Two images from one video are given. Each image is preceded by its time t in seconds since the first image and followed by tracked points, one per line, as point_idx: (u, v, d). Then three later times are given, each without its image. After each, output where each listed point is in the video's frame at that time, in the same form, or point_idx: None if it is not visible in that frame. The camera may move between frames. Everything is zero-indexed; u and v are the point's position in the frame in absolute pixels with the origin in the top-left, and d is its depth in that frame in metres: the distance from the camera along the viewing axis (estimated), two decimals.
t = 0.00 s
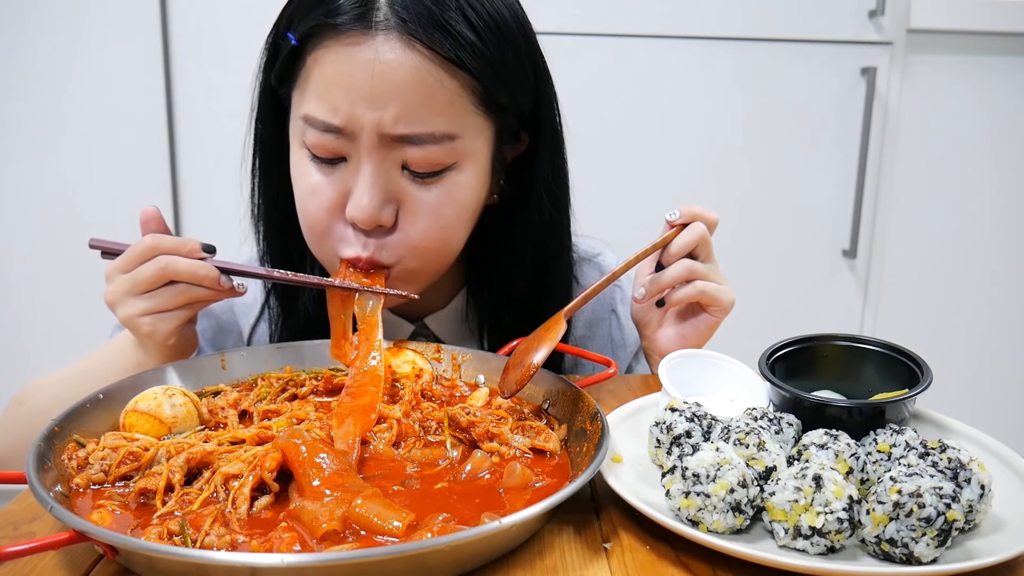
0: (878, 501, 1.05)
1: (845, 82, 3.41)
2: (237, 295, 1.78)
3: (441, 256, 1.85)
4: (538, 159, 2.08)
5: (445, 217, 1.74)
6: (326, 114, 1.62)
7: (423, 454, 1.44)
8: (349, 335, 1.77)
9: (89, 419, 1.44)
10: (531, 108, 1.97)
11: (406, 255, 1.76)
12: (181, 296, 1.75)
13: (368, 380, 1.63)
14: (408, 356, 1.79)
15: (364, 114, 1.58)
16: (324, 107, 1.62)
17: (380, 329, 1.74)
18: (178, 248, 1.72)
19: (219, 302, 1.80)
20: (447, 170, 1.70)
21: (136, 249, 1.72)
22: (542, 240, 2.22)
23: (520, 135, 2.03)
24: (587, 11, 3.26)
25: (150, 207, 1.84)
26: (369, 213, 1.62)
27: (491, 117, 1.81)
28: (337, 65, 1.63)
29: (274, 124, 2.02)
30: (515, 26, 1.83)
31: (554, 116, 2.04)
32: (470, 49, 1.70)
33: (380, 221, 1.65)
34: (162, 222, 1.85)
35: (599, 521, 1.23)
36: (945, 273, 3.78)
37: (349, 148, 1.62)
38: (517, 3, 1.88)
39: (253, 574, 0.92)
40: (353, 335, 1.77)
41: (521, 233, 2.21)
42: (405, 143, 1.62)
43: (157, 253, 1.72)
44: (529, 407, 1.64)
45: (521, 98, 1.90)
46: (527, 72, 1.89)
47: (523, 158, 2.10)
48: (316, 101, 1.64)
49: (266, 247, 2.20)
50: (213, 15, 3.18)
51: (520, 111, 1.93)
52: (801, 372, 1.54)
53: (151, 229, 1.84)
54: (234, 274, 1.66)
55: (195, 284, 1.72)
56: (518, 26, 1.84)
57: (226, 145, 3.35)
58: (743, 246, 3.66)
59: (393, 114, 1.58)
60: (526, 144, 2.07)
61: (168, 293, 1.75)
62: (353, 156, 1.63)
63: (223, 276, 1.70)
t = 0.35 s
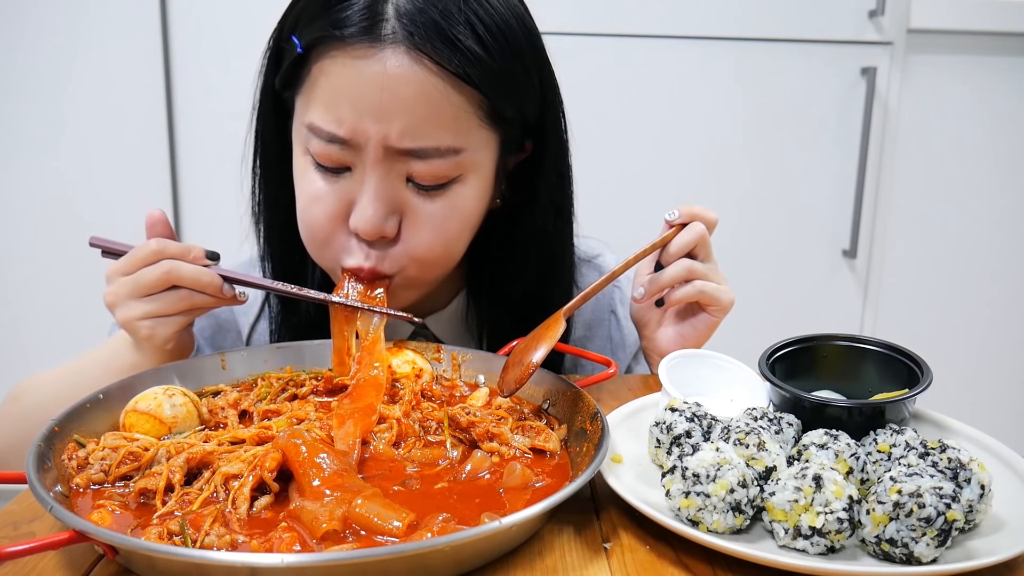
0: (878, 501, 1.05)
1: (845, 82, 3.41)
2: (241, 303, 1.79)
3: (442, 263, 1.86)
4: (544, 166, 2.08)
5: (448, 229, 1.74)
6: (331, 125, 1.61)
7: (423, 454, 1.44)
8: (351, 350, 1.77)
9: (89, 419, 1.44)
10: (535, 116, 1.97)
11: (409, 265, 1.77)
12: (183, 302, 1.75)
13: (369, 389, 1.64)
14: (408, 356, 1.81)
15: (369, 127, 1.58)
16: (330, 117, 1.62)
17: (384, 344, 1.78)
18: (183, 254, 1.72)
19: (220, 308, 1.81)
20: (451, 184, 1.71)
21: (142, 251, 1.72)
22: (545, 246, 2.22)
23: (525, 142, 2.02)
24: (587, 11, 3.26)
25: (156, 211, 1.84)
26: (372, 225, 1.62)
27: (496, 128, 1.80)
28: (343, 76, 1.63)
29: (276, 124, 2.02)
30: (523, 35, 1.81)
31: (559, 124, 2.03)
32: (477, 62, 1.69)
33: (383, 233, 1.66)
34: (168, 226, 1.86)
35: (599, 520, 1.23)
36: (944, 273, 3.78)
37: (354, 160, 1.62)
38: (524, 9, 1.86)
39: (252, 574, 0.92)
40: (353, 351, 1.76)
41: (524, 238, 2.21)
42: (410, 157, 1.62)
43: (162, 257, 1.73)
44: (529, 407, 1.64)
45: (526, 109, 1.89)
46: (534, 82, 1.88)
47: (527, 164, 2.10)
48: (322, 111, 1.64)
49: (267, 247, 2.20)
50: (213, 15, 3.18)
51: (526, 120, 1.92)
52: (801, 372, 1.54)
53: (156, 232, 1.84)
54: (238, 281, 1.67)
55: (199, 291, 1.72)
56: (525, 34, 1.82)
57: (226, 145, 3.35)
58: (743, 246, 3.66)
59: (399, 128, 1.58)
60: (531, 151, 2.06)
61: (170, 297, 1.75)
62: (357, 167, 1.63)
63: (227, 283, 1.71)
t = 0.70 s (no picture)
0: (878, 501, 1.05)
1: (845, 82, 3.41)
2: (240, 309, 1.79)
3: (440, 268, 1.86)
4: (542, 171, 2.08)
5: (446, 236, 1.75)
6: (329, 132, 1.61)
7: (423, 454, 1.44)
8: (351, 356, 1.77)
9: (89, 419, 1.44)
10: (533, 121, 1.97)
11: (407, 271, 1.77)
12: (180, 307, 1.74)
13: (371, 387, 1.64)
14: (408, 356, 1.80)
15: (367, 134, 1.58)
16: (327, 125, 1.62)
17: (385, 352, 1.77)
18: (185, 259, 1.73)
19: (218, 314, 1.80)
20: (449, 191, 1.71)
21: (143, 255, 1.72)
22: (543, 251, 2.22)
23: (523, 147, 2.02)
24: (587, 11, 3.26)
25: (159, 214, 1.84)
26: (371, 233, 1.63)
27: (495, 135, 1.80)
28: (341, 83, 1.62)
29: (271, 129, 2.02)
30: (521, 39, 1.81)
31: (556, 128, 2.03)
32: (475, 69, 1.69)
33: (381, 240, 1.66)
34: (171, 230, 1.85)
35: (599, 520, 1.23)
36: (944, 273, 3.78)
37: (351, 168, 1.62)
38: (521, 13, 1.86)
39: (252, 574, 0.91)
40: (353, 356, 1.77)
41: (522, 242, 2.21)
42: (409, 164, 1.62)
43: (163, 261, 1.73)
44: (529, 407, 1.64)
45: (524, 114, 1.89)
46: (532, 88, 1.88)
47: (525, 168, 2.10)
48: (319, 118, 1.64)
49: (263, 251, 2.20)
50: (213, 15, 3.18)
51: (524, 126, 1.92)
52: (801, 372, 1.54)
53: (158, 236, 1.84)
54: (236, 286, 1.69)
55: (198, 296, 1.72)
56: (522, 39, 1.82)
57: (226, 145, 3.35)
58: (743, 245, 3.66)
59: (397, 136, 1.58)
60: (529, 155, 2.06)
61: (167, 302, 1.74)
62: (355, 174, 1.63)
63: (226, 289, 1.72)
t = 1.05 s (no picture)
0: (878, 501, 1.05)
1: (845, 82, 3.41)
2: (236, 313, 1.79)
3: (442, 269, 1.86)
4: (541, 172, 2.08)
5: (449, 236, 1.75)
6: (330, 133, 1.61)
7: (423, 454, 1.44)
8: (351, 360, 1.77)
9: (89, 419, 1.44)
10: (534, 121, 1.97)
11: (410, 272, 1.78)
12: (178, 312, 1.75)
13: (371, 387, 1.64)
14: (408, 356, 1.79)
15: (369, 134, 1.57)
16: (329, 125, 1.61)
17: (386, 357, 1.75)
18: (182, 263, 1.73)
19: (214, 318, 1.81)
20: (452, 191, 1.71)
21: (139, 259, 1.72)
22: (543, 253, 2.22)
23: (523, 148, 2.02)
24: (587, 11, 3.26)
25: (157, 217, 1.84)
26: (374, 234, 1.62)
27: (497, 135, 1.81)
28: (343, 84, 1.62)
29: (269, 134, 2.02)
30: (520, 38, 1.82)
31: (556, 129, 2.03)
32: (477, 69, 1.69)
33: (385, 241, 1.66)
34: (168, 233, 1.85)
35: (599, 520, 1.23)
36: (944, 273, 3.78)
37: (354, 169, 1.62)
38: (521, 13, 1.86)
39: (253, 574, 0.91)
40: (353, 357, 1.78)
41: (521, 244, 2.21)
42: (412, 165, 1.62)
43: (160, 266, 1.73)
44: (529, 407, 1.64)
45: (526, 114, 1.89)
46: (532, 88, 1.88)
47: (524, 169, 2.10)
48: (320, 119, 1.63)
49: (261, 254, 2.19)
50: (213, 15, 3.18)
51: (524, 126, 1.93)
52: (801, 372, 1.54)
53: (155, 239, 1.84)
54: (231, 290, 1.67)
55: (195, 301, 1.73)
56: (523, 39, 1.83)
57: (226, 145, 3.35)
58: (743, 245, 3.66)
59: (401, 137, 1.58)
60: (529, 156, 2.06)
61: (165, 307, 1.75)
62: (357, 175, 1.63)
63: (223, 294, 1.73)
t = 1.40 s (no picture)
0: (878, 501, 1.05)
1: (845, 82, 3.41)
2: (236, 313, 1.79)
3: (447, 269, 1.86)
4: (544, 171, 2.08)
5: (454, 235, 1.75)
6: (335, 134, 1.61)
7: (423, 454, 1.44)
8: (351, 360, 1.75)
9: (89, 419, 1.44)
10: (538, 121, 1.97)
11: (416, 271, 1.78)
12: (177, 312, 1.75)
13: (371, 387, 1.64)
14: (408, 356, 1.79)
15: (373, 134, 1.57)
16: (333, 126, 1.61)
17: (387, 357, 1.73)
18: (180, 263, 1.73)
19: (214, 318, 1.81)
20: (457, 190, 1.71)
21: (137, 259, 1.72)
22: (545, 254, 2.23)
23: (526, 148, 2.02)
24: (587, 11, 3.26)
25: (157, 217, 1.84)
26: (379, 234, 1.62)
27: (501, 134, 1.81)
28: (346, 84, 1.62)
29: (272, 136, 2.01)
30: (525, 38, 1.82)
31: (559, 129, 2.03)
32: (482, 68, 1.69)
33: (390, 241, 1.66)
34: (168, 233, 1.86)
35: (599, 520, 1.23)
36: (944, 273, 3.78)
37: (358, 168, 1.62)
38: (525, 12, 1.86)
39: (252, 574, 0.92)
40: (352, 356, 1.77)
41: (524, 245, 2.21)
42: (417, 164, 1.62)
43: (158, 266, 1.73)
44: (529, 407, 1.64)
45: (530, 113, 1.89)
46: (536, 86, 1.88)
47: (527, 169, 2.10)
48: (324, 119, 1.63)
49: (263, 255, 2.20)
50: (212, 16, 3.18)
51: (528, 125, 1.93)
52: (800, 372, 1.54)
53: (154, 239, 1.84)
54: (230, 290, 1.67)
55: (195, 301, 1.72)
56: (527, 38, 1.83)
57: (226, 145, 3.35)
58: (743, 245, 3.66)
59: (405, 137, 1.58)
60: (531, 155, 2.06)
61: (164, 307, 1.75)
62: (361, 175, 1.63)
63: (222, 294, 1.72)
